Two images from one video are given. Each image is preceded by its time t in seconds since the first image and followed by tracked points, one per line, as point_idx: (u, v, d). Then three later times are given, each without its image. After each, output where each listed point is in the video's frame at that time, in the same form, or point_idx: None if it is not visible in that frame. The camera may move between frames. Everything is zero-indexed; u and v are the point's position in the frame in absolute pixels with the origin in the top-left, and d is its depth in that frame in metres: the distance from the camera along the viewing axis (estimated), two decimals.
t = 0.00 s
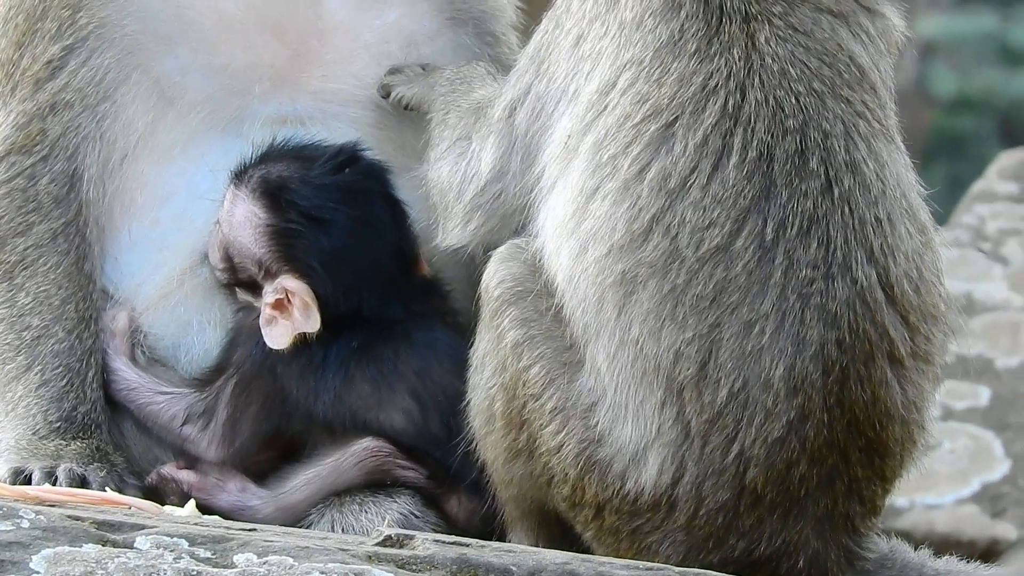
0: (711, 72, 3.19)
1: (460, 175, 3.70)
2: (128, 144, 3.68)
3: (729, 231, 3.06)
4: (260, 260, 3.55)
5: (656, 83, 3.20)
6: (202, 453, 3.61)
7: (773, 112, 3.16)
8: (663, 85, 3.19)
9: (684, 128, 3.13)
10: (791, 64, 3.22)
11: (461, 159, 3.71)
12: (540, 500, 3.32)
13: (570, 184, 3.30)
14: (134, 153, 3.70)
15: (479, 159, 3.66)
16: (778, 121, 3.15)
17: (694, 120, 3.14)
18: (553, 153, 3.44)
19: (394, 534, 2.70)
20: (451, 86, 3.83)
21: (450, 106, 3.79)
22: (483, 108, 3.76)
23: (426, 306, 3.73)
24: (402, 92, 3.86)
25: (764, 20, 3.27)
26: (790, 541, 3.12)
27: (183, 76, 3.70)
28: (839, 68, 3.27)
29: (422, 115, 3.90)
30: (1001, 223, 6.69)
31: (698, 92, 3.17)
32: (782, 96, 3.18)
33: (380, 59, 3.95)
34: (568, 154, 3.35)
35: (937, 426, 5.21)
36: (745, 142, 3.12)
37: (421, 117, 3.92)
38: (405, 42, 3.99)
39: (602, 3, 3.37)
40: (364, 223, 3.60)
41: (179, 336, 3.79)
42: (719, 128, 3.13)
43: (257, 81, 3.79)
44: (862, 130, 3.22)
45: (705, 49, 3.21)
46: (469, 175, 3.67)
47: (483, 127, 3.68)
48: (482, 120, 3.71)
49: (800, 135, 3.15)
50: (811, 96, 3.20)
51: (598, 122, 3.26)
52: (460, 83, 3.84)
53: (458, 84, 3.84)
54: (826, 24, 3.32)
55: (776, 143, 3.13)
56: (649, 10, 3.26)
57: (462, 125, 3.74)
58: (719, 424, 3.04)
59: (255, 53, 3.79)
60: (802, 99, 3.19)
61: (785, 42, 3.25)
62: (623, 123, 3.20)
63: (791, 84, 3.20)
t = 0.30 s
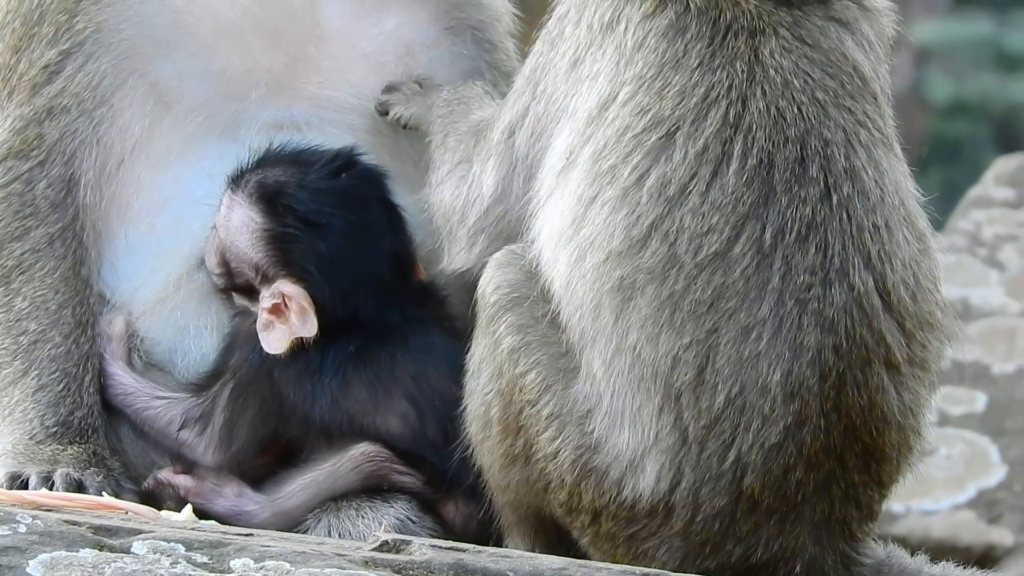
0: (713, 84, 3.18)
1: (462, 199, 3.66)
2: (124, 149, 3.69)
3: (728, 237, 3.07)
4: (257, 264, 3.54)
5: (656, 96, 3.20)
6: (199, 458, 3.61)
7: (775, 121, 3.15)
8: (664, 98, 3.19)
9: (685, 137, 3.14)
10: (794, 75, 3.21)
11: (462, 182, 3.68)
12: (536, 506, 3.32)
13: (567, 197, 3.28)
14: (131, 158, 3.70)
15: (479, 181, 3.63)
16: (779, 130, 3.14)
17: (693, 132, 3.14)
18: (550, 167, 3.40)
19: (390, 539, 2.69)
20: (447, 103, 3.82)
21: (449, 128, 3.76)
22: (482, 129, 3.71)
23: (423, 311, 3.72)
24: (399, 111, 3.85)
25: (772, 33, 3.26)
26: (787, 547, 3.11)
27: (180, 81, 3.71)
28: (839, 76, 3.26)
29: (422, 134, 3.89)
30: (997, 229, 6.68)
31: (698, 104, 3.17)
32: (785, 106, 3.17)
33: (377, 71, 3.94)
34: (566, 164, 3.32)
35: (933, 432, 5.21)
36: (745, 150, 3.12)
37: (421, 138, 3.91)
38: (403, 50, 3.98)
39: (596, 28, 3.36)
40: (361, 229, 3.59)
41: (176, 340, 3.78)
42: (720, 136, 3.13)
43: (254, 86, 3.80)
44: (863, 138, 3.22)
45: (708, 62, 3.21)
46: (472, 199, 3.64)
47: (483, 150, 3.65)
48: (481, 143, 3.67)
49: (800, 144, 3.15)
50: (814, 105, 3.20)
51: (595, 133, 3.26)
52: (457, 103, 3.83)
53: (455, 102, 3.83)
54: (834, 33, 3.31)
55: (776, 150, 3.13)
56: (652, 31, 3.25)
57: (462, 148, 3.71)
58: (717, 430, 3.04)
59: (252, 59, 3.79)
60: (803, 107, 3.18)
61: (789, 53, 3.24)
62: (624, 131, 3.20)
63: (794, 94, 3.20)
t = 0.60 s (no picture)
0: (711, 91, 3.19)
1: (463, 214, 3.67)
2: (124, 156, 3.69)
3: (727, 244, 3.07)
4: (255, 270, 3.55)
5: (655, 103, 3.20)
6: (197, 464, 3.61)
7: (773, 127, 3.16)
8: (663, 105, 3.19)
9: (684, 144, 3.14)
10: (792, 82, 3.23)
11: (461, 198, 3.69)
12: (534, 513, 3.32)
13: (564, 205, 3.28)
14: (131, 164, 3.70)
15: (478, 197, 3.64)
16: (778, 136, 3.15)
17: (692, 139, 3.15)
18: (547, 179, 3.39)
19: (389, 545, 2.69)
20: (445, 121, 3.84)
21: (448, 143, 3.79)
22: (481, 144, 3.73)
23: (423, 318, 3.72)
24: (398, 126, 3.87)
25: (770, 39, 3.26)
26: (786, 554, 3.13)
27: (179, 88, 3.71)
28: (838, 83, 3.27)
29: (422, 152, 3.90)
30: (996, 235, 6.69)
31: (697, 111, 3.17)
32: (783, 113, 3.18)
33: (376, 79, 3.94)
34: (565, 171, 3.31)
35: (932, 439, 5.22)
36: (744, 157, 3.13)
37: (420, 156, 3.93)
38: (404, 58, 3.98)
39: (593, 35, 3.36)
40: (360, 235, 3.60)
41: (174, 347, 3.78)
42: (719, 143, 3.14)
43: (254, 93, 3.79)
44: (862, 144, 3.23)
45: (706, 70, 3.21)
46: (472, 213, 3.64)
47: (481, 165, 3.66)
48: (481, 158, 3.69)
49: (799, 151, 3.16)
50: (813, 112, 3.20)
51: (593, 141, 3.25)
52: (455, 118, 3.85)
53: (453, 119, 3.85)
54: (831, 39, 3.32)
55: (775, 157, 3.14)
56: (649, 40, 3.24)
57: (461, 164, 3.74)
58: (716, 437, 3.05)
59: (252, 66, 3.79)
60: (801, 114, 3.19)
61: (788, 61, 3.25)
62: (621, 139, 3.20)
63: (791, 101, 3.21)
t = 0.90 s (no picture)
0: (712, 100, 3.18)
1: (463, 222, 3.68)
2: (123, 162, 3.70)
3: (727, 252, 3.07)
4: (255, 278, 3.55)
5: (654, 112, 3.19)
6: (196, 472, 3.62)
7: (773, 136, 3.16)
8: (664, 115, 3.18)
9: (684, 153, 3.14)
10: (792, 91, 3.22)
11: (461, 206, 3.70)
12: (533, 520, 3.32)
13: (563, 212, 3.28)
14: (130, 171, 3.71)
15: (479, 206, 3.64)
16: (778, 145, 3.15)
17: (692, 148, 3.14)
18: (546, 184, 3.39)
19: (389, 551, 2.68)
20: (444, 126, 3.84)
21: (447, 150, 3.78)
22: (480, 152, 3.73)
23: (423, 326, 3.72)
24: (397, 130, 3.87)
25: (770, 49, 3.25)
26: (785, 561, 3.13)
27: (179, 95, 3.71)
28: (839, 91, 3.28)
29: (421, 157, 3.91)
30: (994, 242, 6.69)
31: (698, 121, 3.17)
32: (784, 122, 3.18)
33: (376, 85, 3.95)
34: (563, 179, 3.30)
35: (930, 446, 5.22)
36: (743, 165, 3.13)
37: (419, 160, 3.93)
38: (404, 65, 3.98)
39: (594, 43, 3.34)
40: (359, 242, 3.59)
41: (173, 354, 3.78)
42: (719, 152, 3.14)
43: (253, 100, 3.80)
44: (861, 151, 3.23)
45: (706, 80, 3.20)
46: (472, 222, 3.65)
47: (481, 173, 3.66)
48: (481, 167, 3.69)
49: (799, 159, 3.16)
50: (813, 121, 3.20)
51: (592, 149, 3.25)
52: (454, 123, 3.84)
53: (452, 125, 3.84)
54: (830, 45, 3.32)
55: (775, 166, 3.14)
56: (648, 49, 3.24)
57: (461, 172, 3.74)
58: (715, 444, 3.05)
59: (252, 73, 3.79)
60: (803, 125, 3.19)
61: (789, 70, 3.25)
62: (620, 148, 3.19)
63: (793, 110, 3.20)
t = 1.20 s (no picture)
0: (706, 104, 3.19)
1: (461, 231, 3.68)
2: (123, 168, 3.70)
3: (725, 261, 3.08)
4: (255, 285, 3.55)
5: (648, 115, 3.20)
6: (195, 478, 3.62)
7: (769, 143, 3.17)
8: (658, 118, 3.19)
9: (680, 160, 3.15)
10: (788, 95, 3.22)
11: (459, 215, 3.70)
12: (531, 528, 3.33)
13: (559, 218, 3.28)
14: (129, 177, 3.71)
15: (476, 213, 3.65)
16: (774, 152, 3.16)
17: (688, 155, 3.15)
18: (541, 189, 3.40)
19: (388, 559, 2.69)
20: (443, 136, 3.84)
21: (445, 160, 3.79)
22: (478, 161, 3.74)
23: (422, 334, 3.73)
24: (397, 140, 3.88)
25: (764, 53, 3.26)
26: (784, 568, 3.14)
27: (179, 102, 3.72)
28: (834, 95, 3.28)
29: (421, 167, 3.92)
30: (993, 250, 6.70)
31: (692, 124, 3.18)
32: (778, 127, 3.19)
33: (376, 94, 3.95)
34: (559, 188, 3.31)
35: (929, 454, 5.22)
36: (740, 172, 3.14)
37: (421, 169, 3.93)
38: (404, 74, 3.99)
39: (590, 43, 3.35)
40: (358, 251, 3.60)
41: (173, 362, 3.79)
42: (715, 159, 3.15)
43: (253, 108, 3.81)
44: (857, 157, 3.24)
45: (700, 82, 3.21)
46: (470, 231, 3.66)
47: (479, 182, 3.67)
48: (477, 175, 3.70)
49: (795, 165, 3.16)
50: (809, 126, 3.21)
51: (588, 155, 3.25)
52: (452, 133, 3.86)
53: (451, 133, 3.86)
54: (827, 51, 3.34)
55: (772, 172, 3.15)
56: (642, 46, 3.25)
57: (459, 181, 3.75)
58: (714, 452, 3.05)
59: (252, 80, 3.80)
60: (799, 129, 3.20)
61: (783, 74, 3.25)
62: (617, 154, 3.20)
63: (788, 115, 3.21)
